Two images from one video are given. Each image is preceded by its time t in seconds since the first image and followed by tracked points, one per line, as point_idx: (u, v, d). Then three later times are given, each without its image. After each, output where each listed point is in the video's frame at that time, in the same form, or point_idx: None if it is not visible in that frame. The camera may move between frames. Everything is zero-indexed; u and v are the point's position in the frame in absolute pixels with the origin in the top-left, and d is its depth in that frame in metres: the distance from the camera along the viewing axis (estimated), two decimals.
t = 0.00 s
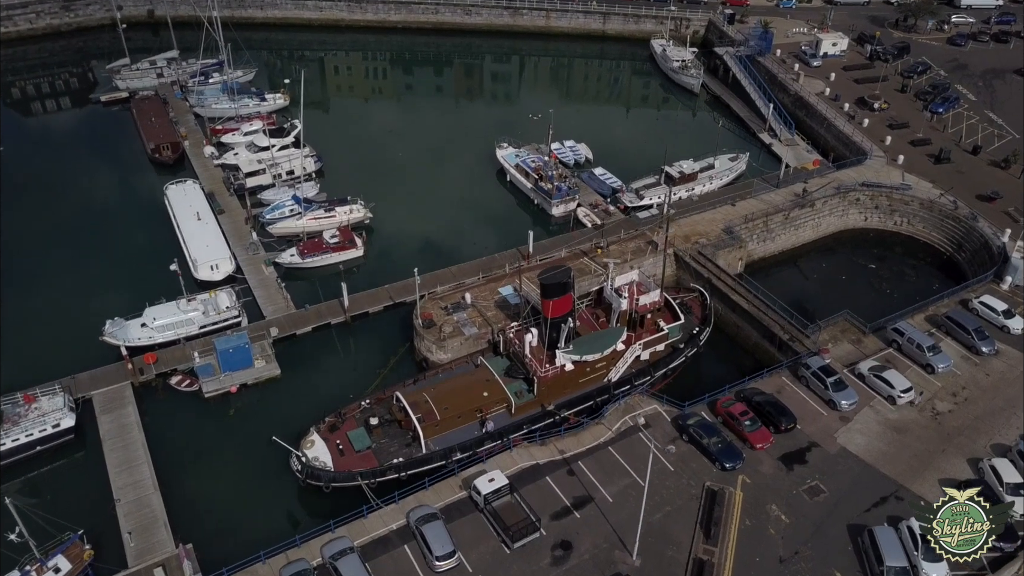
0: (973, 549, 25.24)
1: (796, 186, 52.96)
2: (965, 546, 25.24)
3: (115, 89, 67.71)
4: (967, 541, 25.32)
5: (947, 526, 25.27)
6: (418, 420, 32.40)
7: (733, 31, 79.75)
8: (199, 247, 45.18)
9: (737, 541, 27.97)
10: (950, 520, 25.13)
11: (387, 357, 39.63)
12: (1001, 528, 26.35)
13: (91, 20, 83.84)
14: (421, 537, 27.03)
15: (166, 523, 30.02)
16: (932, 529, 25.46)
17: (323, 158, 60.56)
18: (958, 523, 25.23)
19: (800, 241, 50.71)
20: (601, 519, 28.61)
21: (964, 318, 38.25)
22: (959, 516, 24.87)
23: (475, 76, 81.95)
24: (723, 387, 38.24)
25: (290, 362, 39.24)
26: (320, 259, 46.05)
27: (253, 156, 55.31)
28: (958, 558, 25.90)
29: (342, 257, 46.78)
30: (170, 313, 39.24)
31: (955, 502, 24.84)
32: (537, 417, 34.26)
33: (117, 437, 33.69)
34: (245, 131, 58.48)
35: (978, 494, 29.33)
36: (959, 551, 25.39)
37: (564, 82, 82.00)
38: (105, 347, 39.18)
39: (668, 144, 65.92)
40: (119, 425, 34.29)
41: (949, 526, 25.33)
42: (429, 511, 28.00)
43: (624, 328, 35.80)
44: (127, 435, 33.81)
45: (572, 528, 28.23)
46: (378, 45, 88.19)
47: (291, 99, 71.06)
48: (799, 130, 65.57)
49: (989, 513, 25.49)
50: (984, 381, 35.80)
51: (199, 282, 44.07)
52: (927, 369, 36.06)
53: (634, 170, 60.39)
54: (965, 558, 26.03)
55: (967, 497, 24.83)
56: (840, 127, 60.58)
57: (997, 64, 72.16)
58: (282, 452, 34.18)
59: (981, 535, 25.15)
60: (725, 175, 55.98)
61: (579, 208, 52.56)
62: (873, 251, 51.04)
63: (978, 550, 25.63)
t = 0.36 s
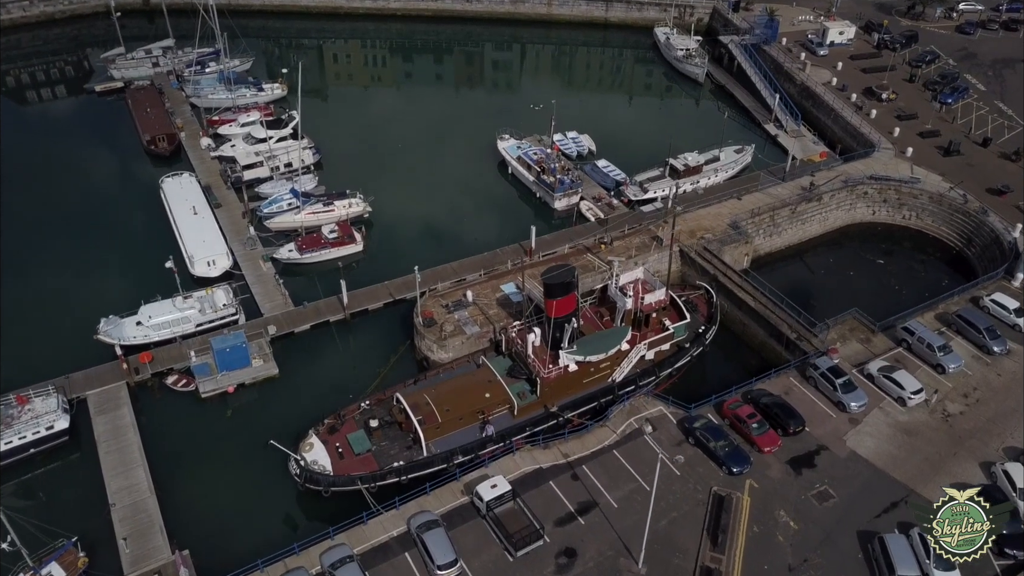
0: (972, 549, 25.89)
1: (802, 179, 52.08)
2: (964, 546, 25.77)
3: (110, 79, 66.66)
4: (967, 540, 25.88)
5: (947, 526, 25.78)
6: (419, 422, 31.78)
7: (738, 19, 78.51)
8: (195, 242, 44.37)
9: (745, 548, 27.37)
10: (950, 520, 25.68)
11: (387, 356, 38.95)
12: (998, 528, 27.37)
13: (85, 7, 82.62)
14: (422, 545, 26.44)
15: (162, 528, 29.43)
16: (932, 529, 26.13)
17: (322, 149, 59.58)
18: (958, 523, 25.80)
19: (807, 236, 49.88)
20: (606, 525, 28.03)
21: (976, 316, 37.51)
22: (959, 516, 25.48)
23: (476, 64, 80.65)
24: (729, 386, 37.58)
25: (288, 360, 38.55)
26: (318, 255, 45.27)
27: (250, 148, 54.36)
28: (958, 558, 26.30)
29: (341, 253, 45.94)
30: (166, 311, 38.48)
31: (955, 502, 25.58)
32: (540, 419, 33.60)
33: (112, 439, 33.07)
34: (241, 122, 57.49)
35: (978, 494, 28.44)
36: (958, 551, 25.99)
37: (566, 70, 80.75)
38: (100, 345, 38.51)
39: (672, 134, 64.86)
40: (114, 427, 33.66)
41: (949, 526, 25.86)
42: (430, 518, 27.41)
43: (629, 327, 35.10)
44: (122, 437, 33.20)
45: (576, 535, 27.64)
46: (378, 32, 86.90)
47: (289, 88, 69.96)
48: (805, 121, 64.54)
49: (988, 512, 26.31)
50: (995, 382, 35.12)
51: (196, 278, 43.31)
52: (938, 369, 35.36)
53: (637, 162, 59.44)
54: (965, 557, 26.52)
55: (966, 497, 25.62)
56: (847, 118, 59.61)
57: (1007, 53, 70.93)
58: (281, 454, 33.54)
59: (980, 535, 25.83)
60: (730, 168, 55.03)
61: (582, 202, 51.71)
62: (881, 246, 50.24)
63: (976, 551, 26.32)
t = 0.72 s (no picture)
0: (972, 549, 25.93)
1: (810, 173, 51.18)
2: (965, 546, 25.85)
3: (104, 69, 65.57)
4: (967, 540, 25.94)
5: (947, 526, 25.92)
6: (420, 425, 31.23)
7: (743, 6, 77.18)
8: (192, 238, 43.57)
9: (753, 557, 26.79)
10: (950, 520, 25.88)
11: (387, 356, 38.27)
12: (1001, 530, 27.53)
13: None
14: (424, 554, 25.85)
15: (158, 534, 28.88)
16: (932, 529, 26.20)
17: (320, 141, 58.58)
18: (957, 523, 25.99)
19: (815, 230, 49.03)
20: (611, 532, 27.43)
21: (987, 315, 36.78)
22: (959, 516, 25.73)
23: (477, 51, 79.30)
24: (735, 386, 36.89)
25: (287, 359, 37.85)
26: (317, 250, 44.48)
27: (247, 141, 53.38)
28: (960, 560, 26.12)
29: (339, 249, 45.10)
30: (162, 310, 37.73)
31: (956, 502, 25.87)
32: (543, 421, 32.94)
33: (107, 442, 32.43)
34: (239, 113, 56.48)
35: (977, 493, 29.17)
36: (959, 551, 25.90)
37: (569, 58, 79.44)
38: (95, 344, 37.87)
39: (677, 124, 63.76)
40: (109, 429, 33.03)
41: (949, 526, 26.00)
42: (432, 525, 26.80)
43: (634, 327, 34.39)
44: (118, 439, 32.57)
45: (581, 543, 27.05)
46: (377, 20, 85.54)
47: (286, 77, 68.82)
48: (812, 112, 63.48)
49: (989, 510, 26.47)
50: (1008, 383, 34.44)
51: (193, 275, 42.54)
52: (949, 370, 34.68)
53: (641, 153, 58.46)
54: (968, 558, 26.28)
55: (966, 497, 25.85)
56: (855, 110, 58.63)
57: (1017, 43, 69.72)
58: (279, 457, 32.91)
59: (980, 535, 25.97)
60: (736, 160, 54.06)
61: (585, 196, 50.86)
62: (890, 240, 49.39)
63: (976, 551, 26.31)
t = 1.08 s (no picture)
0: (972, 549, 25.96)
1: (817, 166, 50.29)
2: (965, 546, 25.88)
3: (99, 59, 64.51)
4: (967, 540, 25.99)
5: (947, 526, 26.06)
6: (421, 429, 30.67)
7: None
8: (188, 234, 42.80)
9: (761, 567, 26.22)
10: (950, 520, 26.01)
11: (387, 356, 37.58)
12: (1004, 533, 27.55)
13: None
14: (425, 564, 25.28)
15: (154, 541, 28.33)
16: (932, 529, 26.41)
17: (319, 133, 57.61)
18: (957, 523, 26.11)
19: (822, 225, 48.18)
20: (617, 541, 26.85)
21: (1000, 315, 36.07)
22: (959, 516, 25.84)
23: (477, 39, 78.01)
24: (742, 387, 36.23)
25: (285, 359, 37.17)
26: (316, 246, 43.64)
27: (244, 133, 52.43)
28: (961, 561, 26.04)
29: (339, 244, 44.26)
30: (158, 309, 37.04)
31: (955, 502, 26.00)
32: (547, 423, 32.29)
33: (102, 445, 31.83)
34: (235, 105, 55.46)
35: (978, 495, 28.87)
36: (958, 551, 25.93)
37: (571, 47, 78.19)
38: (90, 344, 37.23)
39: (682, 114, 62.70)
40: (104, 432, 32.42)
41: (949, 526, 26.13)
42: (433, 534, 26.20)
43: (639, 328, 33.65)
44: (113, 443, 31.97)
45: (586, 551, 26.47)
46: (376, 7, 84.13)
47: (284, 67, 67.71)
48: (818, 103, 62.45)
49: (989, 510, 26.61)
50: (1020, 385, 33.81)
51: (189, 272, 41.84)
52: (960, 371, 34.02)
53: (645, 144, 57.49)
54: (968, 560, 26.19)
55: (966, 497, 25.96)
56: (863, 101, 57.65)
57: None
58: (277, 460, 32.31)
59: (980, 536, 25.96)
60: (742, 153, 53.14)
61: (588, 189, 50.03)
62: (898, 235, 48.57)
63: (977, 552, 26.30)
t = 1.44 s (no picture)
0: (972, 549, 25.62)
1: (825, 160, 49.38)
2: (965, 546, 25.60)
3: (94, 48, 63.46)
4: (967, 541, 25.72)
5: (947, 526, 26.01)
6: (422, 433, 30.13)
7: None
8: (185, 230, 42.04)
9: None
10: (950, 520, 25.99)
11: (388, 356, 36.90)
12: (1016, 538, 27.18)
13: None
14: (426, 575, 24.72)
15: (150, 548, 27.78)
16: (932, 530, 26.40)
17: (317, 124, 56.61)
18: (958, 523, 26.01)
19: (830, 220, 47.32)
20: (623, 550, 26.28)
21: (1012, 315, 35.37)
22: (959, 516, 25.90)
23: (478, 26, 76.68)
24: (749, 387, 35.58)
25: (283, 359, 36.52)
26: (315, 243, 42.87)
27: (242, 125, 51.48)
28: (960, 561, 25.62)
29: (338, 241, 43.46)
30: (153, 308, 36.37)
31: (955, 502, 26.15)
32: (550, 427, 31.65)
33: (97, 449, 31.24)
34: (232, 96, 54.48)
35: (977, 494, 28.35)
36: (959, 551, 25.58)
37: (573, 35, 76.85)
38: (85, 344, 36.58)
39: (687, 104, 61.67)
40: (99, 434, 31.82)
41: (949, 527, 26.03)
42: (435, 543, 25.64)
43: (645, 329, 32.94)
44: (108, 446, 31.38)
45: (591, 561, 25.91)
46: None
47: (282, 55, 66.53)
48: (826, 94, 61.39)
49: (988, 513, 26.72)
50: None
51: (186, 269, 41.10)
52: (973, 373, 33.35)
53: (650, 136, 56.57)
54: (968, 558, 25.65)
55: (966, 497, 26.16)
56: (872, 93, 56.64)
57: None
58: (276, 464, 31.71)
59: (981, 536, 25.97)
60: (748, 146, 52.21)
61: (591, 183, 49.18)
62: (907, 230, 47.76)
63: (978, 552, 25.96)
